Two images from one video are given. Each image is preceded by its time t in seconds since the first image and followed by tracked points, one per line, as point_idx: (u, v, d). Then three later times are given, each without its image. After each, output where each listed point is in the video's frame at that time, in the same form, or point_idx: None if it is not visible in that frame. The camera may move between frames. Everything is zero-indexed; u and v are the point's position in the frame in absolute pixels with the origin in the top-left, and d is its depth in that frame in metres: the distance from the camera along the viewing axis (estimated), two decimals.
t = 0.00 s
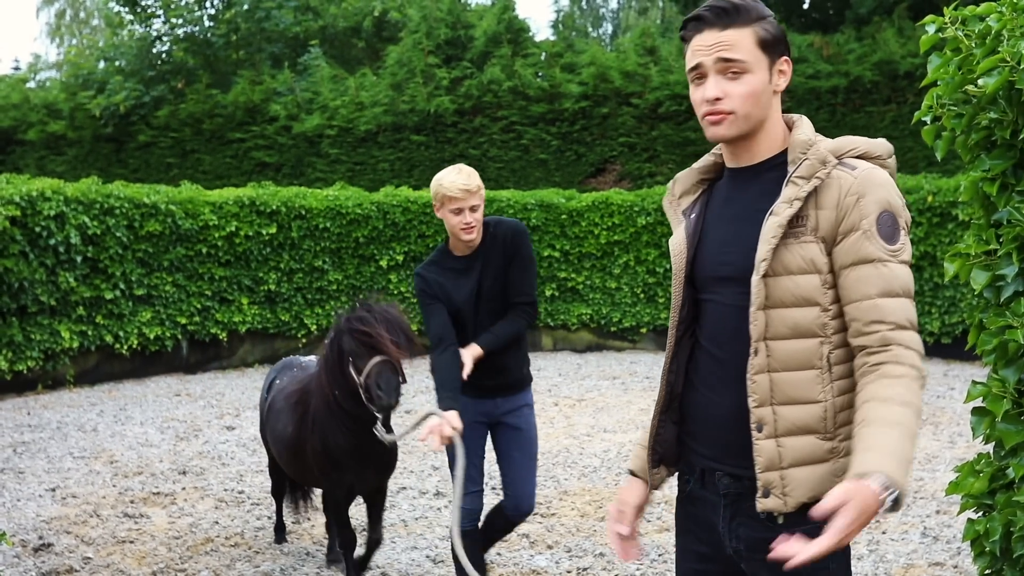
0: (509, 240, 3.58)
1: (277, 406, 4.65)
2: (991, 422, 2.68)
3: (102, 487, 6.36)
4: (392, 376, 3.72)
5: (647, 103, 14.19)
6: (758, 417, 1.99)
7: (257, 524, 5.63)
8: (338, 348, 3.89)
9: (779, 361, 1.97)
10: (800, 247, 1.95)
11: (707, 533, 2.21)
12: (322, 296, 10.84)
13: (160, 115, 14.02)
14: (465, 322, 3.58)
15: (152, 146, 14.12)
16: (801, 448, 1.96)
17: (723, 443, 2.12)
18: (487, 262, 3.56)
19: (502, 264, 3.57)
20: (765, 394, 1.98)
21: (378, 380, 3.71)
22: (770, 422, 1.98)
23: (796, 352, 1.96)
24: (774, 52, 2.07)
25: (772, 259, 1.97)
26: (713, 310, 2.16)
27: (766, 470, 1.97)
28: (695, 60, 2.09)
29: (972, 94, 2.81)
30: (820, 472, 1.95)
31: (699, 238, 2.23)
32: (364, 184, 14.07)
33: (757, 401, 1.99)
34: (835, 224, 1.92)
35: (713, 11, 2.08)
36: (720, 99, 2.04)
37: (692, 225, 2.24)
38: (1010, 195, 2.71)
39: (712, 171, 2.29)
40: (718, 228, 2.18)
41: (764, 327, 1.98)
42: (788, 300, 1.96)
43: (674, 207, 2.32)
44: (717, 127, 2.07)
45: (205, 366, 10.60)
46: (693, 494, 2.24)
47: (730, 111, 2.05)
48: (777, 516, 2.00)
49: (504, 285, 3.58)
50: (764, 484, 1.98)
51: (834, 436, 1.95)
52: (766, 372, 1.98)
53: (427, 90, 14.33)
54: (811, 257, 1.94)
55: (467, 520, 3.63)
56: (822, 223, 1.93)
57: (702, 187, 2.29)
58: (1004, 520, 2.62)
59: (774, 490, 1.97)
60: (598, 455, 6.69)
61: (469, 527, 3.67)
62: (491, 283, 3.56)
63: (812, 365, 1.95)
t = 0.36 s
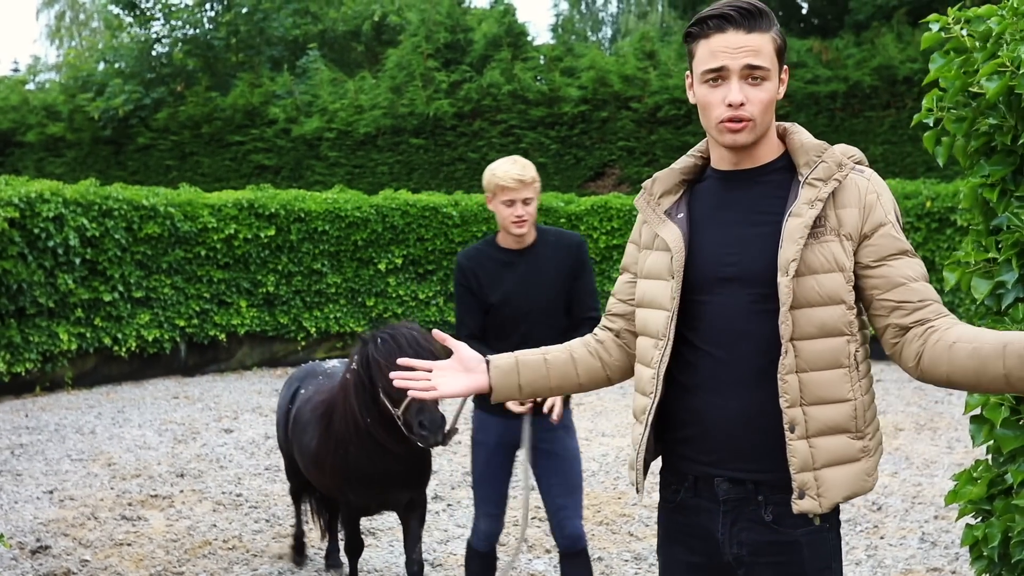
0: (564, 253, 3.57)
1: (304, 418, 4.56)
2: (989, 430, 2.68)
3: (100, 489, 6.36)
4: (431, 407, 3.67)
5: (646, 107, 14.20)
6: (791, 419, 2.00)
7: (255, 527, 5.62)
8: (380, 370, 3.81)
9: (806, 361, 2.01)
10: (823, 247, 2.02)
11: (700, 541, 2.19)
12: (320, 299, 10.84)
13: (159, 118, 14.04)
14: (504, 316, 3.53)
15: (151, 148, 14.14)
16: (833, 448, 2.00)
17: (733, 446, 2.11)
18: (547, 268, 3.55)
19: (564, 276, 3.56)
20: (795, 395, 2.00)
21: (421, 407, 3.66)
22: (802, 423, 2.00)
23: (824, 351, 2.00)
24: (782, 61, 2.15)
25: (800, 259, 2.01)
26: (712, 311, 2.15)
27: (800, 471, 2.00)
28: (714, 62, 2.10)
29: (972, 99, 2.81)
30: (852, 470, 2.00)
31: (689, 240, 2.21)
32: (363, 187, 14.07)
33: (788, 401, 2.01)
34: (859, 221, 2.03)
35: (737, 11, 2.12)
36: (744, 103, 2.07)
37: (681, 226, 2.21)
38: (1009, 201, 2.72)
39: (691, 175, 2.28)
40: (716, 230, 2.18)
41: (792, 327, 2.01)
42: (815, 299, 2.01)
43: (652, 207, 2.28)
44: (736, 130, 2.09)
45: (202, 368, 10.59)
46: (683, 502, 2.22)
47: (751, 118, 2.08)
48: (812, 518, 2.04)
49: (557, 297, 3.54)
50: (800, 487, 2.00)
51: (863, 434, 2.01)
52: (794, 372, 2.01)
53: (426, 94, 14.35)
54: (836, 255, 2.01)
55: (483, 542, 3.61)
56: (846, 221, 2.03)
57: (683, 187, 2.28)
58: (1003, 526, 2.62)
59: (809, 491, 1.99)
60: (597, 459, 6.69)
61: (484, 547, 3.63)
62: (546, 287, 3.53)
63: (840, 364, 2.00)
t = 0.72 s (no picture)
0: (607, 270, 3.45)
1: (321, 437, 3.90)
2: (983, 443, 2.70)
3: (89, 498, 6.33)
4: (452, 446, 3.20)
5: (638, 116, 14.25)
6: (776, 429, 2.00)
7: (245, 535, 5.60)
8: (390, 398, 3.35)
9: (791, 371, 2.01)
10: (807, 258, 2.03)
11: (683, 550, 2.19)
12: (312, 307, 10.83)
13: (151, 125, 14.03)
14: (529, 308, 3.40)
15: (142, 156, 14.12)
16: (817, 457, 2.01)
17: (718, 456, 2.12)
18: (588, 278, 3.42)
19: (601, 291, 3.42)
20: (781, 405, 2.01)
21: (438, 445, 3.20)
22: (786, 433, 2.01)
23: (808, 361, 2.01)
24: (760, 72, 2.15)
25: (785, 271, 2.02)
26: (697, 321, 2.15)
27: (785, 481, 2.00)
28: (692, 75, 2.11)
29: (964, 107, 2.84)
30: (833, 478, 2.02)
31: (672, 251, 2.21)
32: (354, 196, 14.07)
33: (773, 411, 2.01)
34: (840, 233, 2.05)
35: (715, 23, 2.12)
36: (722, 116, 2.08)
37: (664, 236, 2.21)
38: (999, 210, 2.73)
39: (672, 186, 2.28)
40: (700, 241, 2.18)
41: (777, 338, 2.01)
42: (799, 310, 2.02)
43: (632, 217, 2.27)
44: (716, 143, 2.10)
45: (193, 376, 10.55)
46: (665, 512, 2.21)
47: (730, 130, 2.09)
48: (792, 525, 2.06)
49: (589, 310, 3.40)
50: (784, 495, 2.01)
51: (844, 443, 2.03)
52: (779, 384, 2.01)
53: (418, 102, 14.36)
54: (819, 267, 2.02)
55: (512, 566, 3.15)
56: (827, 233, 2.05)
57: (664, 197, 2.28)
58: (992, 535, 2.63)
59: (793, 500, 2.00)
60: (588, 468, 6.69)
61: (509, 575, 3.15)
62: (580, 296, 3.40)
63: (823, 374, 2.02)
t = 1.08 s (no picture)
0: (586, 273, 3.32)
1: (325, 455, 3.69)
2: (976, 449, 2.70)
3: (78, 503, 6.29)
4: (434, 489, 2.99)
5: (630, 123, 14.31)
6: (758, 435, 2.02)
7: (235, 541, 5.59)
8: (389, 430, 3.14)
9: (775, 377, 2.03)
10: (791, 265, 2.05)
11: (671, 555, 2.20)
12: (303, 312, 10.82)
13: (143, 130, 14.02)
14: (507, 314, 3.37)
15: (133, 161, 14.10)
16: (800, 464, 2.02)
17: (702, 460, 2.13)
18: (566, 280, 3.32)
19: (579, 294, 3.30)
20: (763, 411, 2.02)
21: (419, 487, 2.99)
22: (769, 439, 2.02)
23: (792, 367, 2.03)
24: (747, 79, 2.16)
25: (768, 277, 2.03)
26: (684, 328, 2.17)
27: (766, 487, 2.02)
28: (676, 86, 2.13)
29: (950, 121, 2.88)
30: (816, 485, 2.03)
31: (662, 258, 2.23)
32: (346, 202, 14.07)
33: (755, 418, 2.03)
34: (826, 241, 2.06)
35: (699, 33, 2.14)
36: (705, 126, 2.10)
37: (653, 242, 2.23)
38: (988, 220, 2.76)
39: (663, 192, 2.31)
40: (688, 248, 2.20)
41: (760, 344, 2.03)
42: (783, 317, 2.03)
43: (624, 224, 2.29)
44: (700, 152, 2.12)
45: (184, 382, 10.51)
46: (653, 517, 2.23)
47: (713, 139, 2.11)
48: (777, 532, 2.06)
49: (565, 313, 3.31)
50: (765, 501, 2.02)
51: (828, 450, 2.04)
52: (762, 390, 2.03)
53: (410, 109, 14.38)
54: (803, 274, 2.04)
55: None
56: (812, 240, 2.06)
57: (655, 204, 2.30)
58: (982, 544, 2.65)
59: (774, 507, 2.02)
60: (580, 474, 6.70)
61: None
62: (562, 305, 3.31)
63: (806, 381, 2.03)
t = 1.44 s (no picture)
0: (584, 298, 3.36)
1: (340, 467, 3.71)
2: (965, 454, 2.71)
3: (74, 512, 6.28)
4: (401, 505, 2.93)
5: (625, 131, 14.34)
6: (753, 440, 2.03)
7: (231, 550, 5.57)
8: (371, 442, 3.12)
9: (770, 383, 2.04)
10: (787, 271, 2.06)
11: (669, 561, 2.21)
12: (299, 320, 10.81)
13: (138, 139, 14.04)
14: (508, 314, 3.39)
15: (129, 169, 14.12)
16: (796, 470, 2.03)
17: (698, 466, 2.14)
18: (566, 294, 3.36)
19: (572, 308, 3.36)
20: (758, 417, 2.03)
21: (385, 500, 2.95)
22: (764, 445, 2.03)
23: (787, 373, 2.04)
24: (743, 84, 2.17)
25: (764, 283, 2.05)
26: (682, 333, 2.18)
27: (761, 493, 2.02)
28: (672, 92, 2.15)
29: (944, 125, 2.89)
30: (812, 491, 2.03)
31: (661, 263, 2.24)
32: (342, 210, 14.08)
33: (750, 423, 2.04)
34: (823, 247, 2.07)
35: (694, 39, 2.15)
36: (701, 132, 2.11)
37: (651, 248, 2.24)
38: (981, 226, 2.77)
39: (663, 198, 2.32)
40: (687, 254, 2.21)
41: (755, 350, 2.04)
42: (778, 323, 2.04)
43: (623, 230, 2.30)
44: (697, 158, 2.13)
45: (179, 390, 10.50)
46: (651, 523, 2.25)
47: (709, 145, 2.12)
48: (772, 538, 2.06)
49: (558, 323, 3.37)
50: (760, 507, 2.03)
51: (824, 456, 2.04)
52: (758, 395, 2.04)
53: (406, 117, 14.40)
54: (799, 280, 2.05)
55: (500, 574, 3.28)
56: (809, 246, 2.07)
57: (654, 210, 2.31)
58: (978, 550, 2.65)
59: (769, 512, 2.02)
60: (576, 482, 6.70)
61: None
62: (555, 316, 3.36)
63: (802, 387, 2.04)
